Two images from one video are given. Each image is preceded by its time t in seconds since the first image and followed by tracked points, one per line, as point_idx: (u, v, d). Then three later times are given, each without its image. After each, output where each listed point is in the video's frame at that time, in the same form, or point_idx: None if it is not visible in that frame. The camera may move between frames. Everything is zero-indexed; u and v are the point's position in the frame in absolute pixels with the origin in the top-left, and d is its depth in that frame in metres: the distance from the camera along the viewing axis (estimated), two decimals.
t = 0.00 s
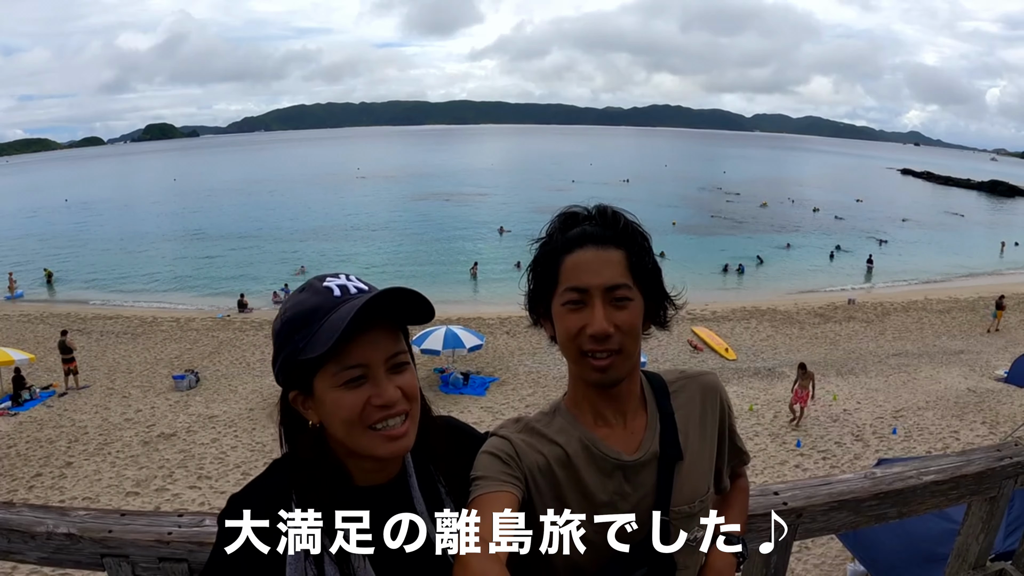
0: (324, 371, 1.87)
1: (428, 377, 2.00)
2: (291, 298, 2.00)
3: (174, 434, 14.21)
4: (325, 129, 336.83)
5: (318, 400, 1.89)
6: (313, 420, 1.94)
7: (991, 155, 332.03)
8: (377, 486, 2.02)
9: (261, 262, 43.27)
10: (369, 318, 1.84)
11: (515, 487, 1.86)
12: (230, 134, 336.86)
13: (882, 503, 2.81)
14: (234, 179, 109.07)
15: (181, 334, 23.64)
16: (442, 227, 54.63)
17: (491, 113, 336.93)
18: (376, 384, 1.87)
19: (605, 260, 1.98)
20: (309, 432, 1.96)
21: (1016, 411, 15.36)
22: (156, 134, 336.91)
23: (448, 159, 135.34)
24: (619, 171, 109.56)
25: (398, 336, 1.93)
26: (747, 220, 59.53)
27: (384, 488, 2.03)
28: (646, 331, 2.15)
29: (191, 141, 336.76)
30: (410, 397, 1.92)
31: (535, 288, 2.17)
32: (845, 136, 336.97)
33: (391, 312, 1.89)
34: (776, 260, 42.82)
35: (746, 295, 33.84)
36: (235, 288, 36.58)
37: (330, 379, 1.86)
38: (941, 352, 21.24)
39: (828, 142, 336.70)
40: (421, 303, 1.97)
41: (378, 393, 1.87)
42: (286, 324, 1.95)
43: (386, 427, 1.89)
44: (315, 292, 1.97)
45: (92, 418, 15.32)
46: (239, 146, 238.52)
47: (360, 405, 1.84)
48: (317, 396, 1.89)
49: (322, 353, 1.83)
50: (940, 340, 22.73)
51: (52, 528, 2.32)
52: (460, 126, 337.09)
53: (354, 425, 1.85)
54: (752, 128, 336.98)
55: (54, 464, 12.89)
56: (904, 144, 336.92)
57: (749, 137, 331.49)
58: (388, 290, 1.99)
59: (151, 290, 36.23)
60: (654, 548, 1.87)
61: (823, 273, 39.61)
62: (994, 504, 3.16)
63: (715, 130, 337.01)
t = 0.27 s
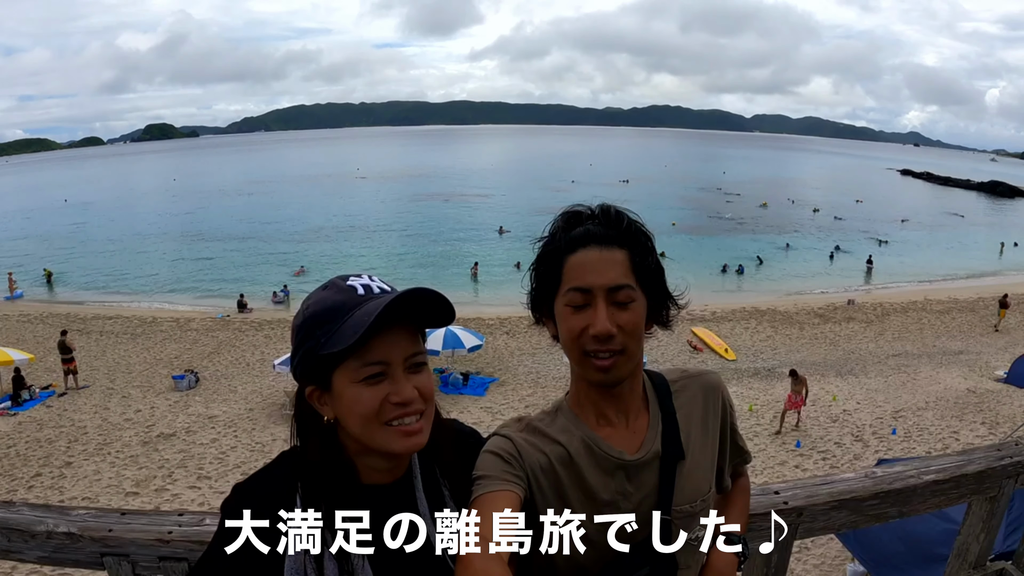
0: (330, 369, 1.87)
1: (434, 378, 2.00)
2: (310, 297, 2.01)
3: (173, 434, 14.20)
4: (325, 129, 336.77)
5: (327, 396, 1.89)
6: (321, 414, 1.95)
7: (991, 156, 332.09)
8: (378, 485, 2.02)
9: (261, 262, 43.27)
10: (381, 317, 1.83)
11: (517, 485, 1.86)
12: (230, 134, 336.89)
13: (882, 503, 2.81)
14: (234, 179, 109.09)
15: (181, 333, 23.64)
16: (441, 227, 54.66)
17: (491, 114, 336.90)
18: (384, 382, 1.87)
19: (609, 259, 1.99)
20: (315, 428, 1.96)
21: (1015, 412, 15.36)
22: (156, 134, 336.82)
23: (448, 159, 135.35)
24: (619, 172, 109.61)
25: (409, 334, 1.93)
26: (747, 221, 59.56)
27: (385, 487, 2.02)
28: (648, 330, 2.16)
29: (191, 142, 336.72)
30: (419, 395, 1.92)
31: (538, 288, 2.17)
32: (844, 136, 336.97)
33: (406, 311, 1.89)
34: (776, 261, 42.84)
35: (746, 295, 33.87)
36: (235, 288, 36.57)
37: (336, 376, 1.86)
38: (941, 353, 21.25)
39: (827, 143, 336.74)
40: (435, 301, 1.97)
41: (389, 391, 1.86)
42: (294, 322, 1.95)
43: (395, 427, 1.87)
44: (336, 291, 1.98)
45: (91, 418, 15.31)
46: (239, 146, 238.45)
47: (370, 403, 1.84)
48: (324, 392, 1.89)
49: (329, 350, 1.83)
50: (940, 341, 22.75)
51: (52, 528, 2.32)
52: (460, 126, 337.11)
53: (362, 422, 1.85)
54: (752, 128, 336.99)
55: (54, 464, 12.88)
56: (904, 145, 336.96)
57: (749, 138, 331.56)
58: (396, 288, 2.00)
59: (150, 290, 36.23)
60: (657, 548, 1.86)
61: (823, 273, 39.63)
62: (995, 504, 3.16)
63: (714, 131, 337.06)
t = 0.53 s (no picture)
0: (338, 365, 1.87)
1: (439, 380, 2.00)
2: (318, 295, 2.01)
3: (173, 434, 14.21)
4: (325, 129, 336.52)
5: (331, 394, 1.90)
6: (323, 413, 1.95)
7: (991, 156, 331.95)
8: (376, 486, 2.00)
9: (260, 262, 43.29)
10: (386, 317, 1.83)
11: (519, 488, 1.85)
12: (229, 134, 336.97)
13: (884, 504, 2.81)
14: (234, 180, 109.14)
15: (181, 334, 23.64)
16: (441, 227, 54.69)
17: (491, 114, 336.94)
18: (387, 382, 1.87)
19: (609, 263, 1.98)
20: (317, 424, 1.97)
21: (1015, 413, 15.37)
22: (156, 134, 336.88)
23: (447, 160, 135.35)
24: (619, 172, 109.62)
25: (414, 335, 1.93)
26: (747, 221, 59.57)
27: (384, 489, 2.00)
28: (649, 333, 2.16)
29: (191, 142, 336.81)
30: (422, 396, 1.92)
31: (539, 290, 2.17)
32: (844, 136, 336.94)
33: (411, 311, 1.90)
34: (775, 261, 42.87)
35: (745, 296, 33.89)
36: (235, 288, 36.58)
37: (344, 373, 1.87)
38: (940, 353, 21.26)
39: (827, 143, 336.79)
40: (443, 306, 1.95)
41: (392, 392, 1.86)
42: (307, 320, 1.94)
43: (398, 426, 1.87)
44: (348, 289, 1.98)
45: (91, 418, 15.31)
46: (239, 146, 238.55)
47: (373, 402, 1.84)
48: (332, 388, 1.90)
49: (339, 347, 1.84)
50: (940, 341, 22.76)
51: (52, 530, 2.31)
52: (460, 126, 337.15)
53: (363, 422, 1.85)
54: (752, 129, 336.99)
55: (53, 464, 12.88)
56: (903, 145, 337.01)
57: (749, 138, 331.60)
58: (401, 291, 2.00)
59: (150, 290, 36.23)
60: (658, 551, 1.85)
61: (822, 274, 39.65)
62: (996, 505, 3.15)
63: (714, 131, 337.14)
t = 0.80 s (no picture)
0: (339, 363, 1.87)
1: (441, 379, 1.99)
2: (323, 292, 2.02)
3: (173, 435, 14.21)
4: (325, 130, 336.32)
5: (331, 391, 1.89)
6: (324, 410, 1.95)
7: (991, 157, 331.89)
8: (377, 484, 1.99)
9: (260, 263, 43.28)
10: (389, 315, 1.83)
11: (518, 488, 1.85)
12: (229, 134, 336.93)
13: (884, 504, 2.81)
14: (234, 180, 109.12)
15: (180, 334, 23.63)
16: (441, 228, 54.70)
17: (491, 114, 336.95)
18: (389, 381, 1.86)
19: (609, 263, 1.99)
20: (316, 421, 1.96)
21: (1015, 413, 15.37)
22: (155, 135, 336.83)
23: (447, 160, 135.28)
24: (619, 172, 109.58)
25: (416, 333, 1.94)
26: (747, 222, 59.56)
27: (385, 488, 1.99)
28: (649, 333, 2.16)
29: (191, 142, 336.82)
30: (421, 396, 1.92)
31: (540, 291, 2.17)
32: (844, 136, 336.90)
33: (415, 310, 1.90)
34: (775, 262, 42.86)
35: (745, 296, 33.90)
36: (235, 289, 36.59)
37: (345, 372, 1.86)
38: (940, 354, 21.26)
39: (827, 144, 336.82)
40: (443, 306, 1.96)
41: (392, 390, 1.86)
42: (308, 318, 1.94)
43: (398, 425, 1.86)
44: (348, 289, 1.99)
45: (91, 419, 15.32)
46: (238, 147, 238.41)
47: (373, 400, 1.84)
48: (332, 386, 1.89)
49: (341, 345, 1.84)
50: (939, 342, 22.76)
51: (52, 531, 2.31)
52: (460, 127, 337.13)
53: (364, 420, 1.84)
54: (752, 129, 336.96)
55: (53, 465, 12.89)
56: (903, 146, 336.96)
57: (749, 138, 331.58)
58: (403, 290, 2.01)
59: (149, 291, 36.21)
60: (657, 549, 1.85)
61: (822, 274, 39.64)
62: (996, 506, 3.16)
63: (714, 132, 337.11)
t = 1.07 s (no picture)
0: (345, 357, 1.87)
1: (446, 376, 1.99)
2: (328, 287, 2.02)
3: (172, 435, 14.20)
4: (324, 130, 335.70)
5: (333, 387, 1.89)
6: (325, 406, 1.94)
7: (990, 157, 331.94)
8: (381, 480, 1.99)
9: (259, 263, 43.26)
10: (400, 308, 1.83)
11: (522, 487, 1.85)
12: (229, 135, 336.88)
13: (885, 504, 2.81)
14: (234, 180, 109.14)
15: (180, 335, 23.61)
16: (441, 228, 54.70)
17: (490, 115, 336.96)
18: (400, 372, 1.87)
19: (612, 262, 1.99)
20: (320, 418, 1.96)
21: (1014, 413, 15.39)
22: (155, 135, 336.81)
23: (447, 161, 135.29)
24: (619, 173, 109.57)
25: (425, 326, 1.94)
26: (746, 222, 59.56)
27: (390, 483, 1.99)
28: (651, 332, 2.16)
29: (191, 143, 336.80)
30: (425, 388, 1.91)
31: (543, 289, 2.17)
32: (843, 137, 336.97)
33: (425, 305, 1.90)
34: (774, 263, 42.88)
35: (745, 297, 33.90)
36: (234, 289, 36.59)
37: (351, 367, 1.86)
38: (940, 354, 21.28)
39: (826, 144, 336.92)
40: (448, 302, 1.96)
41: (397, 383, 1.86)
42: (314, 313, 1.94)
43: (402, 419, 1.86)
44: (354, 284, 2.00)
45: (90, 419, 15.31)
46: (238, 148, 238.32)
47: (379, 395, 1.83)
48: (338, 380, 1.89)
49: (347, 340, 1.84)
50: (939, 342, 22.78)
51: (54, 529, 2.31)
52: (459, 127, 337.12)
53: (369, 414, 1.84)
54: (751, 130, 337.02)
55: (53, 465, 12.89)
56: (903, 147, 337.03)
57: (749, 139, 331.65)
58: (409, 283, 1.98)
59: (148, 291, 36.19)
60: (661, 547, 1.85)
61: (822, 275, 39.65)
62: (997, 504, 3.16)
63: (714, 132, 337.17)
